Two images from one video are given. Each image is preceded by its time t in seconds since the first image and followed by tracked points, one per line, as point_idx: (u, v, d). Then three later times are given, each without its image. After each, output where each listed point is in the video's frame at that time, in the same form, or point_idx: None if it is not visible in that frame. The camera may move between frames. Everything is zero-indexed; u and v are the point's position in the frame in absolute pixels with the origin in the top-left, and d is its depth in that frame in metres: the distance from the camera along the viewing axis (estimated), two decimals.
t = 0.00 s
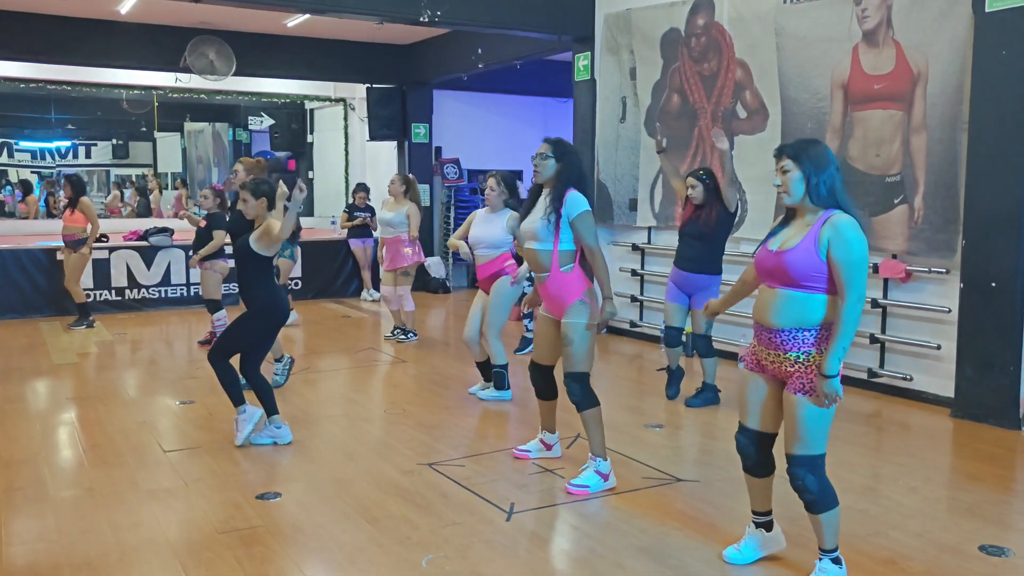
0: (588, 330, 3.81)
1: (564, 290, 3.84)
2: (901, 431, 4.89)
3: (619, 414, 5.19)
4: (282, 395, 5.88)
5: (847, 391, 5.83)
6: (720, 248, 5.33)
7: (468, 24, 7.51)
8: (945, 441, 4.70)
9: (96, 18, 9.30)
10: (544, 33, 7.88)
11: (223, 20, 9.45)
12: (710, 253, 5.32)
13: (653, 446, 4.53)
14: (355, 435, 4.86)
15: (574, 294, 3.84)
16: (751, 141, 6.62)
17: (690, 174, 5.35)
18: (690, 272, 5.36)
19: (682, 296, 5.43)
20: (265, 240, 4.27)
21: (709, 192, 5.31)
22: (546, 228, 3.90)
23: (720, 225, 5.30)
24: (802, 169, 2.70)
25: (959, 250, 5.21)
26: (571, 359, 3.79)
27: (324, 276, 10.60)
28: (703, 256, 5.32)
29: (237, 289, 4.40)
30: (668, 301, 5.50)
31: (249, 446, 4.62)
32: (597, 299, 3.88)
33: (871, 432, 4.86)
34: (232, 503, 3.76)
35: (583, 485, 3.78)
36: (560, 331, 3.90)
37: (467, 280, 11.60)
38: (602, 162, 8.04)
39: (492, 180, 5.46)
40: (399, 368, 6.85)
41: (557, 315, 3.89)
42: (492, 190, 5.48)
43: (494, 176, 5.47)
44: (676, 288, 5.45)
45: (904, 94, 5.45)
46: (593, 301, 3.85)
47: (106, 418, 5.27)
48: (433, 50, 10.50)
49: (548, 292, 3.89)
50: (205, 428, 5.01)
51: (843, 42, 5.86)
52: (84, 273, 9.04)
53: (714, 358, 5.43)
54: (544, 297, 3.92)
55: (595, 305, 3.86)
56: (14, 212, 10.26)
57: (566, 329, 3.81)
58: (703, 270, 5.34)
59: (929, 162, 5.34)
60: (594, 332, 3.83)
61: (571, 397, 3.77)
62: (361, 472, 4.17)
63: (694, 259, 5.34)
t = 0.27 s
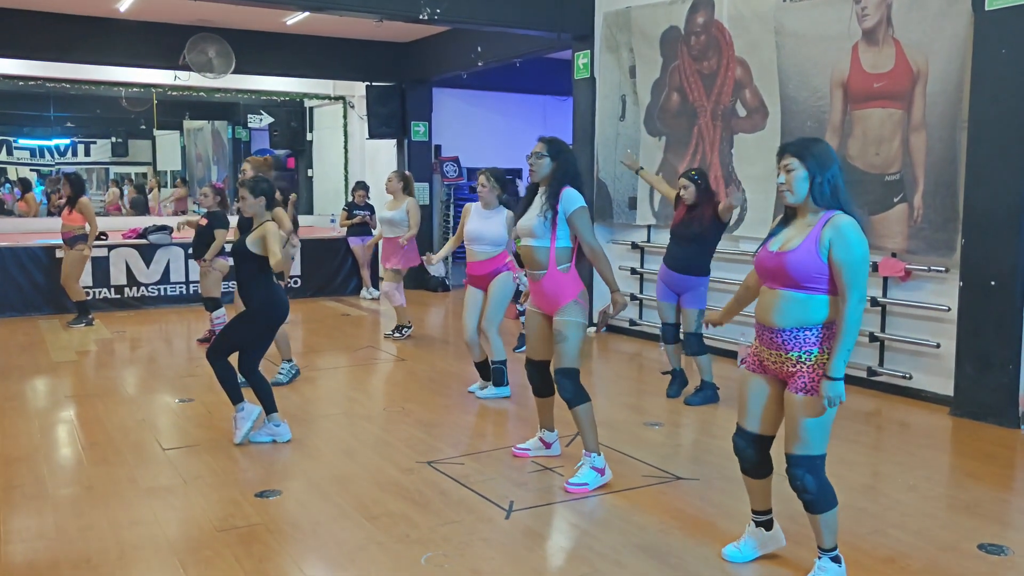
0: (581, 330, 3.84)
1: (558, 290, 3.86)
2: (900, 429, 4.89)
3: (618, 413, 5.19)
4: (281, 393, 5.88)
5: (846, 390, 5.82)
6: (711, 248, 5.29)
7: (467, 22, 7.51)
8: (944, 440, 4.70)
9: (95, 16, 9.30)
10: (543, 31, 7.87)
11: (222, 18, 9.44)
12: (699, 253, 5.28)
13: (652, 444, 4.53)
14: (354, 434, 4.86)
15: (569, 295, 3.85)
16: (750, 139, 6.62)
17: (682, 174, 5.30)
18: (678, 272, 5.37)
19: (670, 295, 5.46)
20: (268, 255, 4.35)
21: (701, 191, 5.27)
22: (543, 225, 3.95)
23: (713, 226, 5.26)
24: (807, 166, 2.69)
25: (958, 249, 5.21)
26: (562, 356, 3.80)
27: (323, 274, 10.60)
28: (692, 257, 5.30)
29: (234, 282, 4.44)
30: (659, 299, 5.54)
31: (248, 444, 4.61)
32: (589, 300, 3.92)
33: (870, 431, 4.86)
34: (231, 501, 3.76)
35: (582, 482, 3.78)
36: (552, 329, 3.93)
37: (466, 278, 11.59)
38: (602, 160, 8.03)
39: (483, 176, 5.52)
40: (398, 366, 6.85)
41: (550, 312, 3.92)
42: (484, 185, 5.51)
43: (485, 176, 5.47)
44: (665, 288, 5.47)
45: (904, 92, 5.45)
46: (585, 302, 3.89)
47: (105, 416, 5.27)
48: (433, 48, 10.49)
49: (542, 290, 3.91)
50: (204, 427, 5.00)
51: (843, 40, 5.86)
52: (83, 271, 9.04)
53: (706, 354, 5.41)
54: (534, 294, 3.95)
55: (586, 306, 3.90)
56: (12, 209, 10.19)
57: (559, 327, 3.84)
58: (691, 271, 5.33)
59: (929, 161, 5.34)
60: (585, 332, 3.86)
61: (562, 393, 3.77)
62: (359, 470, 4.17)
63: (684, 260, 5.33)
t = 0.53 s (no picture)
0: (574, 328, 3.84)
1: (553, 287, 3.86)
2: (903, 428, 4.89)
3: (619, 412, 5.18)
4: (283, 391, 5.88)
5: (848, 389, 5.81)
6: (705, 250, 5.31)
7: (469, 20, 7.50)
8: (946, 439, 4.69)
9: (97, 14, 9.30)
10: (545, 29, 7.86)
11: (224, 16, 9.44)
12: (692, 255, 5.29)
13: (653, 443, 4.53)
14: (356, 432, 4.86)
15: (564, 293, 3.86)
16: (753, 138, 6.61)
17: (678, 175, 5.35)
18: (674, 273, 5.35)
19: (668, 296, 5.43)
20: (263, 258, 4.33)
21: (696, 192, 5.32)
22: (542, 223, 3.94)
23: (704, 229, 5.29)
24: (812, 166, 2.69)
25: (961, 247, 5.21)
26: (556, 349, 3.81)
27: (325, 272, 10.60)
28: (687, 259, 5.30)
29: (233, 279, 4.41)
30: (657, 300, 5.53)
31: (250, 442, 4.61)
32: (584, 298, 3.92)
33: (873, 430, 4.86)
34: (233, 499, 3.76)
35: (583, 481, 3.77)
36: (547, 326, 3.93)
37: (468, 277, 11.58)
38: (604, 159, 8.02)
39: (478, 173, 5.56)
40: (400, 364, 6.84)
41: (545, 310, 3.92)
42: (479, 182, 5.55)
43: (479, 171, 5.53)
44: (661, 289, 5.46)
45: (906, 91, 5.44)
46: (580, 302, 3.90)
47: (108, 414, 5.27)
48: (434, 46, 10.48)
49: (537, 286, 3.91)
50: (206, 425, 5.00)
51: (845, 38, 5.84)
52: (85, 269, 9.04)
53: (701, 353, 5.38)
54: (530, 291, 3.94)
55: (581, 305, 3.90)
56: (14, 207, 10.17)
57: (552, 323, 3.84)
58: (686, 272, 5.31)
59: (931, 159, 5.33)
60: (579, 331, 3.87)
61: (559, 390, 3.77)
62: (361, 469, 4.17)
63: (677, 262, 5.33)
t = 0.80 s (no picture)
0: (572, 325, 3.85)
1: (554, 282, 3.87)
2: (907, 428, 4.88)
3: (623, 411, 5.18)
4: (286, 390, 5.88)
5: (852, 388, 5.81)
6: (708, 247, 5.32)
7: (473, 19, 7.50)
8: (951, 439, 4.68)
9: (101, 13, 9.31)
10: (549, 28, 7.86)
11: (228, 15, 9.44)
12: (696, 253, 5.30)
13: (658, 443, 4.52)
14: (359, 431, 4.86)
15: (564, 289, 3.86)
16: (757, 137, 6.60)
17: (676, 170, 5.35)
18: (679, 272, 5.34)
19: (672, 294, 5.44)
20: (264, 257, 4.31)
21: (694, 189, 5.30)
22: (543, 221, 3.93)
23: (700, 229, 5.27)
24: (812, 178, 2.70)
25: (966, 247, 5.20)
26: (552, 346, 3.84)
27: (328, 272, 10.61)
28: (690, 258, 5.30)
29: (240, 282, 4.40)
30: (662, 299, 5.54)
31: (254, 441, 4.61)
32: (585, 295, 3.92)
33: (877, 430, 4.85)
34: (238, 498, 3.76)
35: (587, 477, 3.77)
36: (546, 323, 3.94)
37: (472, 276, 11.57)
38: (607, 158, 8.01)
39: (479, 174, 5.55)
40: (403, 363, 6.84)
41: (544, 306, 3.93)
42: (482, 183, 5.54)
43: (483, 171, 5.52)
44: (666, 288, 5.47)
45: (911, 91, 5.43)
46: (580, 299, 3.90)
47: (112, 413, 5.27)
48: (438, 46, 10.49)
49: (538, 281, 3.92)
50: (210, 424, 5.00)
51: (851, 37, 5.83)
52: (88, 268, 9.05)
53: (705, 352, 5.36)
54: (531, 289, 3.95)
55: (581, 302, 3.90)
56: (17, 207, 10.20)
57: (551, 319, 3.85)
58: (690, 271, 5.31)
59: (936, 159, 5.32)
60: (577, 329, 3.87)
61: (555, 383, 3.80)
62: (365, 468, 4.17)
63: (681, 261, 5.33)
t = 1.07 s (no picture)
0: (574, 320, 3.89)
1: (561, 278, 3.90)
2: (913, 429, 4.87)
3: (629, 412, 5.17)
4: (290, 390, 5.87)
5: (858, 389, 5.80)
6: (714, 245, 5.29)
7: (476, 18, 7.49)
8: (957, 440, 4.67)
9: (104, 12, 9.30)
10: (552, 27, 7.84)
11: (231, 15, 9.44)
12: (706, 250, 5.29)
13: (663, 443, 4.51)
14: (364, 431, 4.85)
15: (571, 284, 3.89)
16: (762, 137, 6.58)
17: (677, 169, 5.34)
18: (689, 269, 5.35)
19: (681, 294, 5.43)
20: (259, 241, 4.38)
21: (696, 188, 5.30)
22: (546, 220, 3.98)
23: (704, 226, 5.23)
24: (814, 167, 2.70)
25: (973, 247, 5.19)
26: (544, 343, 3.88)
27: (331, 272, 10.60)
28: (702, 253, 5.30)
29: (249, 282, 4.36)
30: (671, 300, 5.53)
31: (259, 441, 4.60)
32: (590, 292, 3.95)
33: (883, 431, 4.84)
34: (243, 498, 3.75)
35: (568, 461, 4.00)
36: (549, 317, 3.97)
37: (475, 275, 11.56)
38: (611, 158, 8.00)
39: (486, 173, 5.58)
40: (407, 363, 6.83)
41: (548, 303, 3.98)
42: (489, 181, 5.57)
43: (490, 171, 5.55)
44: (676, 287, 5.46)
45: (917, 90, 5.41)
46: (585, 294, 3.92)
47: (116, 413, 5.27)
48: (441, 45, 10.48)
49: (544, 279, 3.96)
50: (214, 423, 5.00)
51: (856, 37, 5.81)
52: (92, 267, 9.05)
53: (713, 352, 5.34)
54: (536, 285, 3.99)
55: (586, 298, 3.93)
56: (20, 206, 10.20)
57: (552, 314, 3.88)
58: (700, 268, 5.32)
59: (942, 159, 5.30)
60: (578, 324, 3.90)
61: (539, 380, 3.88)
62: (370, 468, 4.16)
63: (692, 258, 5.33)
